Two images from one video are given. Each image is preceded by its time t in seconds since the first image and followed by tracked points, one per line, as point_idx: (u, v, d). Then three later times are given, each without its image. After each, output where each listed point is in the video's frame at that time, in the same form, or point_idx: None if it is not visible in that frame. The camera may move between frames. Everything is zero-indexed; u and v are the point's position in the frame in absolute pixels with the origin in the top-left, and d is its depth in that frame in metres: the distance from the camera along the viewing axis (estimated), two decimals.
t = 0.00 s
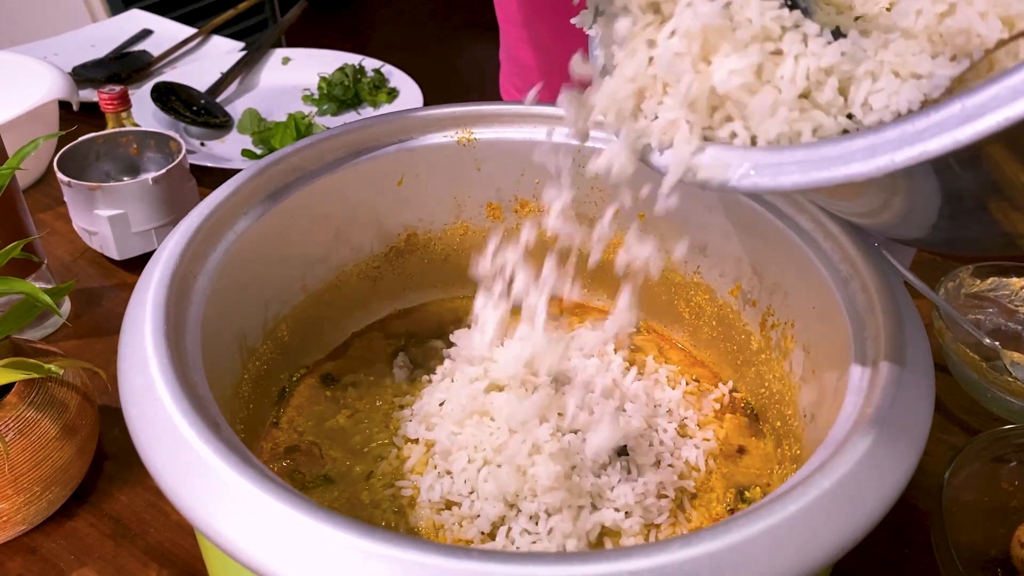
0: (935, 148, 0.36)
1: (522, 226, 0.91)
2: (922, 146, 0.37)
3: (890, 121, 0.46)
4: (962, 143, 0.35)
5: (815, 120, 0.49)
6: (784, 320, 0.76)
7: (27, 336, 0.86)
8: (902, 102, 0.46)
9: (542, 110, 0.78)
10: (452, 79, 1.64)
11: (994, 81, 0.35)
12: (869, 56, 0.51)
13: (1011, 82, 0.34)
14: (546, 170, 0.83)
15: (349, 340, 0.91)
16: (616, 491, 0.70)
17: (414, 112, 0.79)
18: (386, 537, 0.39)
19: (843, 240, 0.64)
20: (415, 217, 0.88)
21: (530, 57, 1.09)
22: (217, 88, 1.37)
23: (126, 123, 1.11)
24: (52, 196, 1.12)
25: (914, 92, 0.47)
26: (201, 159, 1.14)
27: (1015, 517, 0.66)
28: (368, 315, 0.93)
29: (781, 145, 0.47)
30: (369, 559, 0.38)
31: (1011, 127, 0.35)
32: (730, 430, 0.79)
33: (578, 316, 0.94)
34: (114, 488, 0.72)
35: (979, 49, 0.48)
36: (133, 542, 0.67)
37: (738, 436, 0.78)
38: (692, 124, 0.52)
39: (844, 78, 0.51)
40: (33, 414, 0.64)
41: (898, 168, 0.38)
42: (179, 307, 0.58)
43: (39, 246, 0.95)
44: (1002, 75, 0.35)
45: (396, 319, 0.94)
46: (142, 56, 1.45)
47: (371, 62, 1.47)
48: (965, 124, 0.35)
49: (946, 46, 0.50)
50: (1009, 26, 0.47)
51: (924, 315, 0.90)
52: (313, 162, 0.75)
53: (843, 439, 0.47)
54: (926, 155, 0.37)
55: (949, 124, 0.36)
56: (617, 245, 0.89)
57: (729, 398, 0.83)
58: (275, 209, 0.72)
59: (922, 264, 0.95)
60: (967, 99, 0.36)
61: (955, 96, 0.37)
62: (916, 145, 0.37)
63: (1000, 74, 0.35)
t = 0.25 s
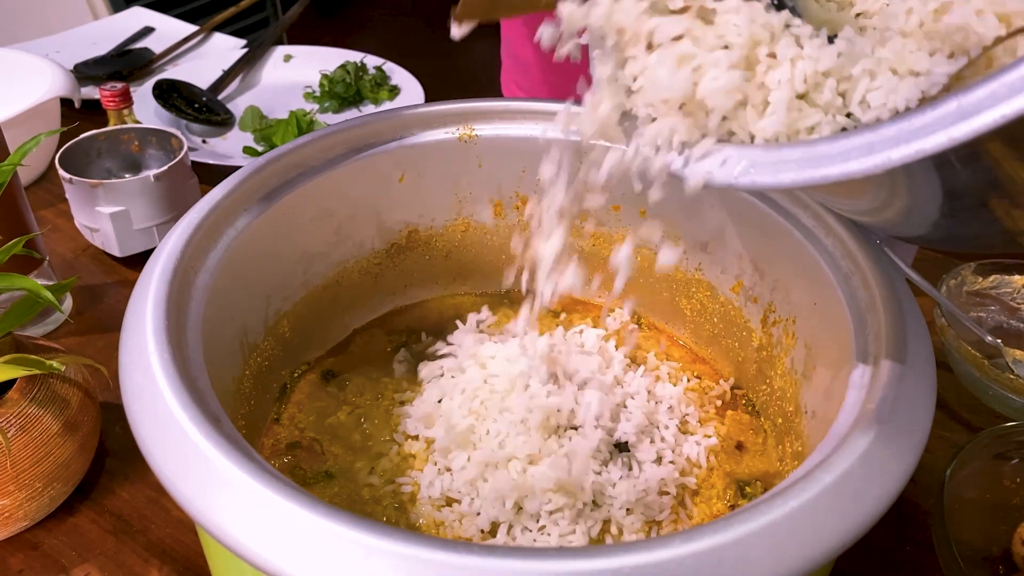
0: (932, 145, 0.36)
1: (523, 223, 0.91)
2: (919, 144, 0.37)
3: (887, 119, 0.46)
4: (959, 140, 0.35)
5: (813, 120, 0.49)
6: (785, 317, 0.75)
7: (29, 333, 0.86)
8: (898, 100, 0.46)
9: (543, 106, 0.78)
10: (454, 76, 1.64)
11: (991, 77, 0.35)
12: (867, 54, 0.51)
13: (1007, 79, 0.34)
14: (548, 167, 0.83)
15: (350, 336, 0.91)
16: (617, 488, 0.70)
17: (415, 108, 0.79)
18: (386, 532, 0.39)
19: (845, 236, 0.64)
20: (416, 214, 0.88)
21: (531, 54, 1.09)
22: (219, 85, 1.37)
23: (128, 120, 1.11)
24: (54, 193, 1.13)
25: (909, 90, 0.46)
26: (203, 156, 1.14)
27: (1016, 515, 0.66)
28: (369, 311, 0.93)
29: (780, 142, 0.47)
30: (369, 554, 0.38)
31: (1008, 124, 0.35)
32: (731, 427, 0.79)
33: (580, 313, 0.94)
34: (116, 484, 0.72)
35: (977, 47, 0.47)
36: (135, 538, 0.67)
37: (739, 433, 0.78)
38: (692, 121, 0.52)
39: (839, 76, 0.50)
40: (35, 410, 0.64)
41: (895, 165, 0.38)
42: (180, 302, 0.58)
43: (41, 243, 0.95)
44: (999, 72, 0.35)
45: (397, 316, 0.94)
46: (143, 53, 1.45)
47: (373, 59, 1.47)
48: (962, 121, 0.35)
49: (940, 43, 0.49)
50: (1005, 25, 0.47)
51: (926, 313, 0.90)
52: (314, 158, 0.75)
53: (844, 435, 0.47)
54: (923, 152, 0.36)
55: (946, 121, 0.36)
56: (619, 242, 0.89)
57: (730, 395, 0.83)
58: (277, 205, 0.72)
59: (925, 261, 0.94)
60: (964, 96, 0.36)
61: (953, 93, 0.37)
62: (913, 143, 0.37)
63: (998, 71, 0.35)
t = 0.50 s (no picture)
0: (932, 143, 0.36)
1: (525, 221, 0.91)
2: (919, 141, 0.37)
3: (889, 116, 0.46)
4: (960, 137, 0.35)
5: (814, 117, 0.49)
6: (787, 314, 0.75)
7: (31, 330, 0.86)
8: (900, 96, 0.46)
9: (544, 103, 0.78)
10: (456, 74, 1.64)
11: (993, 74, 0.35)
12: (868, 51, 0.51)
13: (1009, 76, 0.34)
14: (550, 164, 0.83)
15: (351, 334, 0.91)
16: (619, 485, 0.70)
17: (417, 104, 0.79)
18: (387, 528, 0.39)
19: (847, 233, 0.64)
20: (417, 211, 0.88)
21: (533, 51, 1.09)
22: (220, 83, 1.37)
23: (130, 118, 1.11)
24: (55, 190, 1.13)
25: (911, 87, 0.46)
26: (205, 153, 1.14)
27: (1018, 513, 0.66)
28: (370, 309, 0.93)
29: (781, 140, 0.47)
30: (370, 550, 0.38)
31: (1009, 121, 0.35)
32: (733, 424, 0.79)
33: (581, 310, 0.94)
34: (118, 481, 0.72)
35: (980, 43, 0.46)
36: (137, 535, 0.67)
37: (740, 430, 0.78)
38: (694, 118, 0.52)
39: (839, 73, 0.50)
40: (37, 407, 0.64)
41: (896, 163, 0.37)
42: (182, 299, 0.58)
43: (43, 240, 0.96)
44: (1001, 69, 0.35)
45: (399, 313, 0.94)
46: (145, 51, 1.45)
47: (374, 56, 1.47)
48: (964, 118, 0.35)
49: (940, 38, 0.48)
50: (1007, 22, 0.46)
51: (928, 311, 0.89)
52: (316, 154, 0.75)
53: (846, 431, 0.47)
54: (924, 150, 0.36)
55: (947, 118, 0.36)
56: (620, 239, 0.89)
57: (732, 392, 0.83)
58: (278, 202, 0.72)
59: (927, 259, 0.94)
60: (965, 93, 0.36)
61: (954, 90, 0.37)
62: (914, 140, 0.37)
63: (999, 68, 0.34)
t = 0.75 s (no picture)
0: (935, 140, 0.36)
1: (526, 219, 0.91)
2: (922, 139, 0.37)
3: (890, 114, 0.46)
4: (963, 135, 0.35)
5: (816, 116, 0.49)
6: (789, 312, 0.75)
7: (33, 327, 0.87)
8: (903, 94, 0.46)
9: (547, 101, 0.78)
10: (458, 72, 1.63)
11: (996, 71, 0.34)
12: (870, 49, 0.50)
13: (1012, 73, 0.34)
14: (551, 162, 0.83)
15: (353, 331, 0.91)
16: (621, 482, 0.70)
17: (419, 102, 0.79)
18: (389, 524, 0.39)
19: (848, 230, 0.64)
20: (419, 209, 0.88)
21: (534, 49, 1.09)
22: (222, 81, 1.37)
23: (131, 116, 1.11)
24: (57, 188, 1.13)
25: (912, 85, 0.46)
26: (207, 151, 1.14)
27: (1020, 511, 0.66)
28: (372, 306, 0.93)
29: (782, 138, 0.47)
30: (372, 546, 0.38)
31: (1012, 119, 0.35)
32: (734, 422, 0.79)
33: (583, 308, 0.94)
34: (120, 478, 0.72)
35: (982, 40, 0.46)
36: (139, 532, 0.67)
37: (742, 428, 0.78)
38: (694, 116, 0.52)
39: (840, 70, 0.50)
40: (39, 404, 0.64)
41: (898, 161, 0.37)
42: (184, 296, 0.58)
43: (45, 237, 0.96)
44: (1004, 67, 0.35)
45: (401, 311, 0.94)
46: (147, 49, 1.45)
47: (376, 54, 1.47)
48: (967, 116, 0.35)
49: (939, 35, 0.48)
50: (1008, 20, 0.46)
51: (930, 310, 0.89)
52: (318, 152, 0.75)
53: (848, 429, 0.47)
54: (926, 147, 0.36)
55: (950, 116, 0.36)
56: (622, 236, 0.89)
57: (734, 390, 0.83)
58: (280, 199, 0.72)
59: (929, 257, 0.94)
60: (968, 90, 0.36)
61: (957, 87, 0.36)
62: (917, 138, 0.37)
63: (1002, 65, 0.34)
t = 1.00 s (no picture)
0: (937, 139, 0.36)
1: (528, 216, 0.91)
2: (925, 137, 0.36)
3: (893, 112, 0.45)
4: (966, 133, 0.35)
5: (817, 113, 0.49)
6: (791, 310, 0.75)
7: (35, 325, 0.87)
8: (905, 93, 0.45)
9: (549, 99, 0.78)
10: (459, 70, 1.63)
11: (999, 69, 0.34)
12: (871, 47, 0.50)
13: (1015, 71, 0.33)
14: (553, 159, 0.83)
15: (354, 329, 0.91)
16: (622, 481, 0.70)
17: (421, 100, 0.79)
18: (390, 522, 0.39)
19: (850, 228, 0.64)
20: (420, 207, 0.88)
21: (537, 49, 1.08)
22: (224, 79, 1.37)
23: (133, 114, 1.11)
24: (59, 186, 1.13)
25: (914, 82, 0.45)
26: (209, 149, 1.14)
27: (1022, 510, 0.66)
28: (373, 304, 0.93)
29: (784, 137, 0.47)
30: (373, 544, 0.38)
31: (1015, 116, 0.34)
32: (736, 420, 0.79)
33: (584, 306, 0.94)
34: (122, 476, 0.72)
35: (985, 38, 0.46)
36: (141, 529, 0.68)
37: (745, 426, 0.78)
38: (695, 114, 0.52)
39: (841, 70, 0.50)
40: (41, 402, 0.64)
41: (900, 159, 0.37)
42: (185, 294, 0.58)
43: (47, 235, 0.96)
44: (1007, 65, 0.34)
45: (402, 309, 0.94)
46: (149, 47, 1.45)
47: (378, 52, 1.47)
48: (969, 114, 0.35)
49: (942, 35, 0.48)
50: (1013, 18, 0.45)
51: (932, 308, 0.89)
52: (320, 150, 0.75)
53: (849, 427, 0.47)
54: (928, 146, 0.36)
55: (953, 113, 0.36)
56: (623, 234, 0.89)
57: (736, 388, 0.83)
58: (282, 196, 0.72)
59: (931, 255, 0.94)
60: (971, 88, 0.35)
61: (960, 85, 0.36)
62: (919, 136, 0.37)
63: (1006, 63, 0.34)
